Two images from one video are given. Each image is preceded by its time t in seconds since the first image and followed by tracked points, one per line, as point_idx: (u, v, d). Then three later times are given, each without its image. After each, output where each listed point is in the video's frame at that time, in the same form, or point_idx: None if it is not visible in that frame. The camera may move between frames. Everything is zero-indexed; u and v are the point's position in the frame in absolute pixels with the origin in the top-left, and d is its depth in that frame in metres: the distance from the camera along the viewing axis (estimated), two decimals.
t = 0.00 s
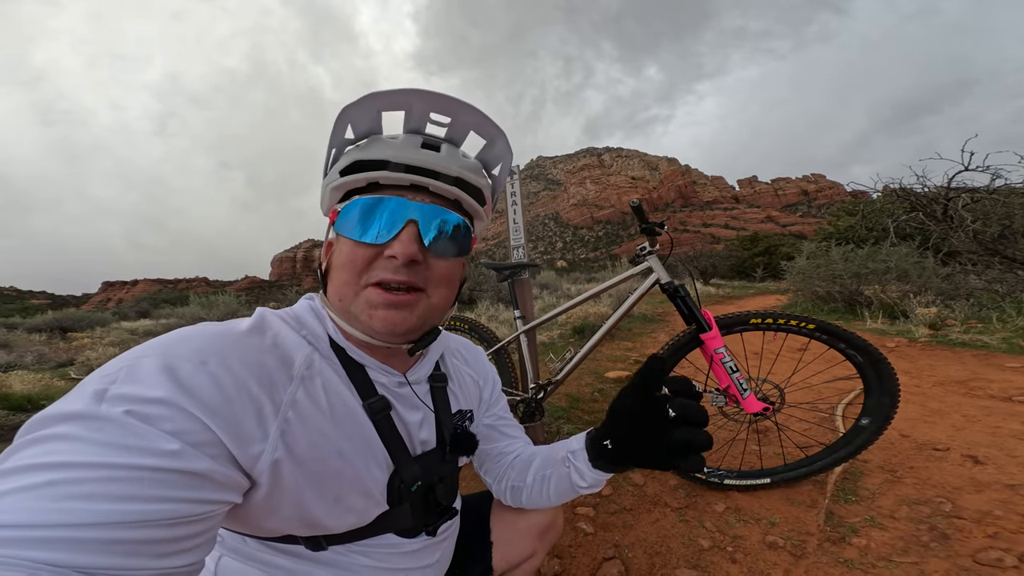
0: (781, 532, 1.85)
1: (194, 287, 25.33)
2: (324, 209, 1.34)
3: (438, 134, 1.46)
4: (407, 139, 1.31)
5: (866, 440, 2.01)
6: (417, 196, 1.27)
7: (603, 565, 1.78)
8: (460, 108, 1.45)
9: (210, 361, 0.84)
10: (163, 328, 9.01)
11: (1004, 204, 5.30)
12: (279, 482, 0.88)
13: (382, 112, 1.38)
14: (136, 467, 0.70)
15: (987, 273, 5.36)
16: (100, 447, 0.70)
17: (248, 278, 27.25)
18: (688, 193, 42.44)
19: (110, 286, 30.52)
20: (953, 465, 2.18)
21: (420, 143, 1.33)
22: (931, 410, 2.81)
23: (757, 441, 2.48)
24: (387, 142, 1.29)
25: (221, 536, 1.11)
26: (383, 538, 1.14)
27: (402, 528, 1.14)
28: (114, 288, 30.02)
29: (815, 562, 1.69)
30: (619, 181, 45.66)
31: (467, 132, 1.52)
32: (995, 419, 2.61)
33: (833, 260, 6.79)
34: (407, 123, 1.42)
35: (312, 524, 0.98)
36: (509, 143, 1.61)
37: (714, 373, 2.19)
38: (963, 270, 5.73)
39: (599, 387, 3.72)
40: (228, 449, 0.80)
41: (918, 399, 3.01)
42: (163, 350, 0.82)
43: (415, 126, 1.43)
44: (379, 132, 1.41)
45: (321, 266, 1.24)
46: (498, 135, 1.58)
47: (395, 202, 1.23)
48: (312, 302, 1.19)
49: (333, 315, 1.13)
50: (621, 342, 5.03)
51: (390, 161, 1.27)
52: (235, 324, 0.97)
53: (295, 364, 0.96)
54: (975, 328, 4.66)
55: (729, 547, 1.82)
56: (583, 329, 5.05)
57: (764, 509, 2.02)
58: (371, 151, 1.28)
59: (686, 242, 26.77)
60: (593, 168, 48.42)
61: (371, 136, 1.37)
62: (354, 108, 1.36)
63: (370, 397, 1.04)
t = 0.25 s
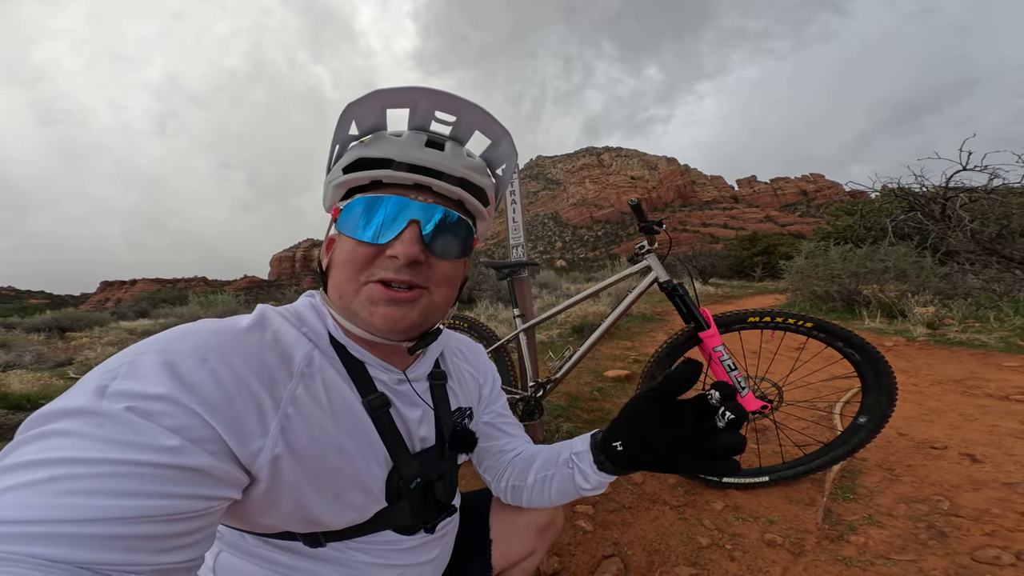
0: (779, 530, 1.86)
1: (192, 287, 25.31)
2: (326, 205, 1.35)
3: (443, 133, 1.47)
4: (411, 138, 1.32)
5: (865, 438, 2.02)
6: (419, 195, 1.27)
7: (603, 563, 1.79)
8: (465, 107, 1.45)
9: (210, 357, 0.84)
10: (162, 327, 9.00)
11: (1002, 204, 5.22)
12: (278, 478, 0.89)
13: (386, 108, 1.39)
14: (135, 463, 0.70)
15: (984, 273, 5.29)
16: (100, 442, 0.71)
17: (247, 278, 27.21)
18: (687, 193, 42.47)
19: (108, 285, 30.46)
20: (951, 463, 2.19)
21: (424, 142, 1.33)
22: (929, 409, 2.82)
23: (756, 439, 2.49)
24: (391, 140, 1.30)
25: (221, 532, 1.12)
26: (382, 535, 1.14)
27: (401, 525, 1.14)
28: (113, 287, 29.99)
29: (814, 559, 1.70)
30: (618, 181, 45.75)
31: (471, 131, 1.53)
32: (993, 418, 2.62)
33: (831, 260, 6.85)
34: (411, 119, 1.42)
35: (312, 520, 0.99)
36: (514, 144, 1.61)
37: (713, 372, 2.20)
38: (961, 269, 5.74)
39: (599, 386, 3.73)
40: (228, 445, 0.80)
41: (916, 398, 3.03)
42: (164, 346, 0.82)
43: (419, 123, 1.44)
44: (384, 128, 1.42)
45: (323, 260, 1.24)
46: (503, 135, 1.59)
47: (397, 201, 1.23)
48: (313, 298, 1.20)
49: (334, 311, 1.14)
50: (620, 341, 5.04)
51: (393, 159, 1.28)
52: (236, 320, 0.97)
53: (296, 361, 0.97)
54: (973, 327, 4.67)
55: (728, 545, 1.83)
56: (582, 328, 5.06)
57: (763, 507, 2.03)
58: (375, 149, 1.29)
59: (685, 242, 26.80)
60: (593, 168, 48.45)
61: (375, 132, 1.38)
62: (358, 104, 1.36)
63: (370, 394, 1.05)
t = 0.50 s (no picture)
0: (779, 529, 1.87)
1: (191, 287, 25.26)
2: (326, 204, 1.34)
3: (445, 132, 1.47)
4: (412, 137, 1.32)
5: (864, 437, 2.03)
6: (421, 195, 1.27)
7: (603, 562, 1.79)
8: (467, 105, 1.45)
9: (209, 359, 0.84)
10: (161, 327, 8.98)
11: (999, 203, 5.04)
12: (278, 479, 0.89)
13: (387, 107, 1.39)
14: (135, 465, 0.70)
15: (982, 273, 5.20)
16: (99, 445, 0.71)
17: (246, 278, 27.17)
18: (686, 192, 42.57)
19: (106, 285, 30.38)
20: (950, 462, 2.20)
21: (425, 141, 1.33)
22: (928, 409, 2.83)
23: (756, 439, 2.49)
24: (392, 139, 1.29)
25: (222, 533, 1.12)
26: (384, 535, 1.15)
27: (403, 526, 1.14)
28: (111, 287, 29.93)
29: (814, 558, 1.70)
30: (617, 181, 45.77)
31: (474, 129, 1.53)
32: (991, 417, 2.63)
33: (830, 260, 6.89)
34: (413, 118, 1.42)
35: (313, 522, 0.99)
36: (517, 143, 1.61)
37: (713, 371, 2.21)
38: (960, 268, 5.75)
39: (599, 386, 3.73)
40: (227, 447, 0.80)
41: (915, 397, 3.04)
42: (163, 348, 0.82)
43: (421, 122, 1.44)
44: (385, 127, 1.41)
45: (323, 261, 1.24)
46: (506, 135, 1.59)
47: (398, 200, 1.23)
48: (313, 299, 1.20)
49: (335, 313, 1.14)
50: (620, 340, 5.05)
51: (394, 158, 1.28)
52: (235, 322, 0.97)
53: (296, 362, 0.97)
54: (972, 327, 4.69)
55: (728, 543, 1.83)
56: (582, 327, 5.07)
57: (762, 506, 2.04)
58: (377, 149, 1.28)
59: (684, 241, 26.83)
60: (592, 167, 48.47)
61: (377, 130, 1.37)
62: (358, 103, 1.36)
63: (371, 395, 1.05)
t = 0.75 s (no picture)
0: (777, 528, 1.88)
1: (190, 287, 25.22)
2: (323, 204, 1.33)
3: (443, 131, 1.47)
4: (411, 136, 1.32)
5: (861, 436, 2.03)
6: (421, 193, 1.28)
7: (602, 561, 1.80)
8: (466, 103, 1.45)
9: (204, 361, 0.84)
10: (160, 327, 8.97)
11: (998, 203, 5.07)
12: (275, 480, 0.89)
13: (385, 106, 1.39)
14: (132, 467, 0.71)
15: (980, 273, 5.19)
16: (95, 446, 0.71)
17: (245, 277, 27.09)
18: (685, 192, 42.59)
19: (105, 284, 30.32)
20: (947, 461, 2.21)
21: (423, 140, 1.34)
22: (926, 408, 2.84)
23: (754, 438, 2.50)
24: (390, 138, 1.30)
25: (221, 534, 1.12)
26: (383, 535, 1.15)
27: (402, 525, 1.15)
28: (109, 287, 29.88)
29: (812, 557, 1.71)
30: (617, 181, 45.79)
31: (472, 127, 1.53)
32: (989, 416, 2.64)
33: (829, 259, 6.90)
34: (411, 117, 1.42)
35: (311, 522, 0.99)
36: (516, 142, 1.62)
37: (711, 370, 2.21)
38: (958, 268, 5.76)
39: (598, 385, 3.74)
40: (225, 448, 0.81)
41: (913, 396, 3.05)
42: (158, 350, 0.82)
43: (419, 121, 1.44)
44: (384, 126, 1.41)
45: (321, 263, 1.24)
46: (505, 134, 1.59)
47: (398, 199, 1.23)
48: (310, 300, 1.20)
49: (336, 313, 1.14)
50: (619, 340, 5.06)
51: (393, 157, 1.28)
52: (231, 323, 0.97)
53: (292, 363, 0.97)
54: (969, 326, 4.71)
55: (727, 542, 1.84)
56: (581, 327, 5.07)
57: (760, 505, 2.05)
58: (375, 147, 1.28)
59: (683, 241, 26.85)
60: (591, 167, 48.49)
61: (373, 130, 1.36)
62: (356, 102, 1.35)
63: (369, 395, 1.06)
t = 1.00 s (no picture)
0: (775, 527, 1.89)
1: (189, 286, 25.19)
2: (317, 206, 1.31)
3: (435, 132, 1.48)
4: (406, 135, 1.33)
5: (858, 436, 2.04)
6: (419, 189, 1.29)
7: (601, 560, 1.81)
8: (458, 103, 1.47)
9: (203, 362, 0.85)
10: (159, 326, 8.96)
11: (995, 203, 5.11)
12: (275, 480, 0.90)
13: (380, 107, 1.39)
14: (133, 467, 0.71)
15: (977, 273, 5.21)
16: (96, 447, 0.72)
17: (243, 277, 27.00)
18: (684, 192, 42.62)
19: (103, 284, 30.27)
20: (943, 461, 2.22)
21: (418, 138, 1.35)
22: (923, 407, 2.85)
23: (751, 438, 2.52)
24: (386, 137, 1.30)
25: (222, 534, 1.13)
26: (383, 534, 1.15)
27: (402, 525, 1.15)
28: (108, 287, 29.84)
29: (809, 557, 1.72)
30: (616, 180, 45.83)
31: (462, 128, 1.55)
32: (985, 416, 2.66)
33: (827, 259, 6.93)
34: (405, 118, 1.43)
35: (312, 522, 1.00)
36: (506, 139, 1.63)
37: (709, 370, 2.22)
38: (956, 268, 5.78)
39: (597, 385, 3.75)
40: (224, 448, 0.82)
41: (909, 396, 3.06)
42: (157, 351, 0.83)
43: (414, 121, 1.45)
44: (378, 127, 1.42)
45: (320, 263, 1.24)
46: (496, 131, 1.60)
47: (397, 196, 1.25)
48: (308, 301, 1.20)
49: (341, 312, 1.14)
50: (618, 339, 5.07)
51: (391, 155, 1.29)
52: (229, 325, 0.98)
53: (290, 364, 0.98)
54: (967, 326, 4.73)
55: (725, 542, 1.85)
56: (580, 327, 5.08)
57: (758, 504, 2.06)
58: (372, 146, 1.29)
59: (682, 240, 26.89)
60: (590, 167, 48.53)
61: (367, 130, 1.36)
62: (350, 104, 1.35)
63: (368, 396, 1.06)
